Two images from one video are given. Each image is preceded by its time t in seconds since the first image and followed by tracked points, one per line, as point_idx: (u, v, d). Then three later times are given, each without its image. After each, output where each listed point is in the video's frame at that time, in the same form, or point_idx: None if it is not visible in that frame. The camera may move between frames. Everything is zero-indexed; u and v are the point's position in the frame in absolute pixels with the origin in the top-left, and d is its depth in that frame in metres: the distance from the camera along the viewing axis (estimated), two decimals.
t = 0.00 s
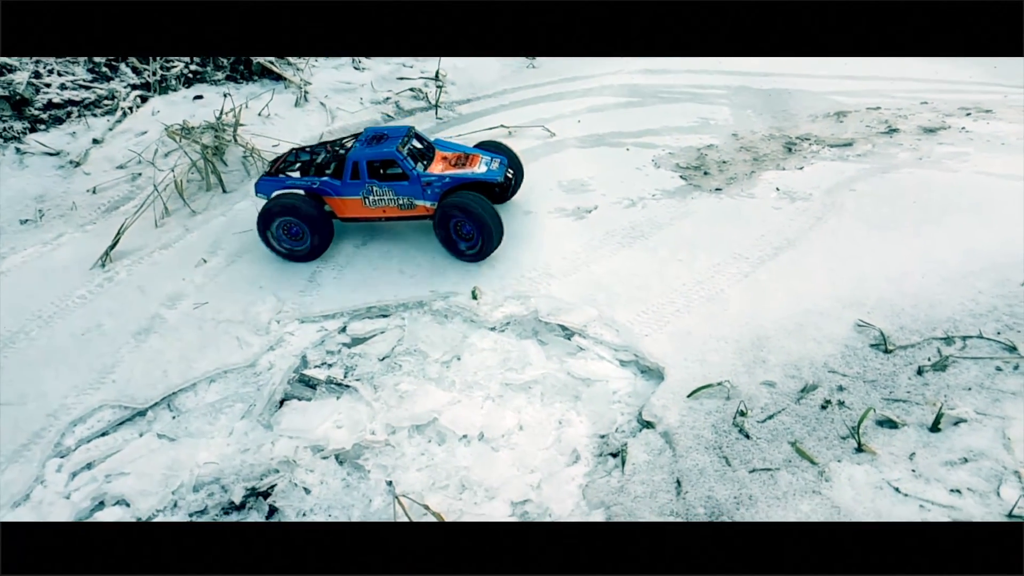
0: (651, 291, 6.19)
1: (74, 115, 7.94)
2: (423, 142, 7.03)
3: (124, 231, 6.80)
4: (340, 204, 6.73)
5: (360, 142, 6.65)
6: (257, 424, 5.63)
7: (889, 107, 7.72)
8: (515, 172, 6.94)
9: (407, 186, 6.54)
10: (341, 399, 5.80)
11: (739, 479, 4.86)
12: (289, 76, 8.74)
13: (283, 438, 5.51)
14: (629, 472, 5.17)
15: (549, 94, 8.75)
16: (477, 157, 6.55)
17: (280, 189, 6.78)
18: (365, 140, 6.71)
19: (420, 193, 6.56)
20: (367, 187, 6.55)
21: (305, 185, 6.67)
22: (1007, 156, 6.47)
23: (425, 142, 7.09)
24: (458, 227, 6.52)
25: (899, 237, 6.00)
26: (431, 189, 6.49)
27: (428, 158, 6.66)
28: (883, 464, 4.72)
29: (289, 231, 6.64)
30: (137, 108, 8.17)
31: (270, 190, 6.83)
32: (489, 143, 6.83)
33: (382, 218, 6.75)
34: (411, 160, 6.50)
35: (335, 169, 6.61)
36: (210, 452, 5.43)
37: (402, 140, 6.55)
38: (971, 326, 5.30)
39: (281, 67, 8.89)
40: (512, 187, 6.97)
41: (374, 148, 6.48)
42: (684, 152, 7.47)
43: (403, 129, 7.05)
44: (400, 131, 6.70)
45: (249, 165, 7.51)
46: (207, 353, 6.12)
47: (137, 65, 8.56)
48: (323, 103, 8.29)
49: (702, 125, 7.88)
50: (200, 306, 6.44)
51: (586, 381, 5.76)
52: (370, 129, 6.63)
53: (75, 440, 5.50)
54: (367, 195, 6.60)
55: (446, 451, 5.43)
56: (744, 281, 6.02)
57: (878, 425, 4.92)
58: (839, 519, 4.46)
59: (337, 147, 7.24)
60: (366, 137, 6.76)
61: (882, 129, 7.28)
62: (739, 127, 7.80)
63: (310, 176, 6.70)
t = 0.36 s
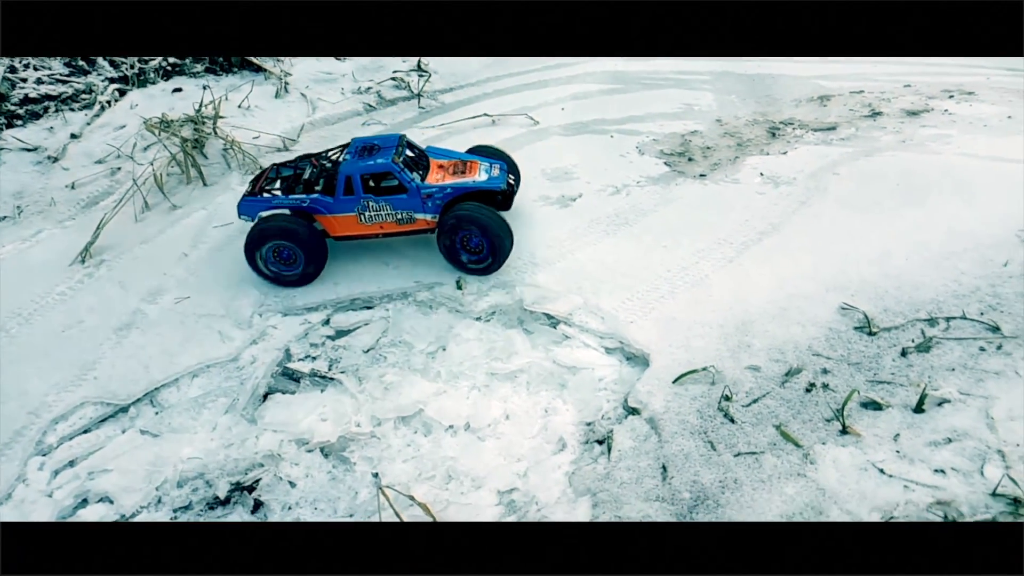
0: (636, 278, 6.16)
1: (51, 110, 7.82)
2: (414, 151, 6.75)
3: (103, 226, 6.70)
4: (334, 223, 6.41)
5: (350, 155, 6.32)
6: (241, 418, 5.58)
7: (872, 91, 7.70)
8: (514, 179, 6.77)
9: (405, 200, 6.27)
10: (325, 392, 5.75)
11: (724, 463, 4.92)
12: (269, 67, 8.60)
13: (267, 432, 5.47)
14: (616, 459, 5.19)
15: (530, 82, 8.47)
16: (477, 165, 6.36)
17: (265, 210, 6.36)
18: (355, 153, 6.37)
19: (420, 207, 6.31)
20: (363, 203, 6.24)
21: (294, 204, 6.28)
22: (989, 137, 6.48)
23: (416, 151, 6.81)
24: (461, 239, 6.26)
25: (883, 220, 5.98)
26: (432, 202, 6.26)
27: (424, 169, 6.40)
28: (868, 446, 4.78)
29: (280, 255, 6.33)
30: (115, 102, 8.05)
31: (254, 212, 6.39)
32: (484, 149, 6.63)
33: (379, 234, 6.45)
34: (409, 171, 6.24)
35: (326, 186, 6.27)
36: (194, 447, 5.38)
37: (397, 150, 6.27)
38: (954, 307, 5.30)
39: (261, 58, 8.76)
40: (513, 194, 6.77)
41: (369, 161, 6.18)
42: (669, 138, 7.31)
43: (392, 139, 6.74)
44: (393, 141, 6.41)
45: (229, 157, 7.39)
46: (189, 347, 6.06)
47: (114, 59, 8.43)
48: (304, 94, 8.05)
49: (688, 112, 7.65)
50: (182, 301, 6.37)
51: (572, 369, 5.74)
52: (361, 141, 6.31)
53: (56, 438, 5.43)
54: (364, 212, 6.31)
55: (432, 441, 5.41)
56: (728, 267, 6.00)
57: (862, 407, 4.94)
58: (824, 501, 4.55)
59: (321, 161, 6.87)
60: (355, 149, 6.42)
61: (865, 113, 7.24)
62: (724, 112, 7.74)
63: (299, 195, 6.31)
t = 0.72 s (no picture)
0: (610, 268, 6.13)
1: (16, 105, 7.66)
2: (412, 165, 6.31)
3: (70, 223, 6.57)
4: (333, 249, 5.99)
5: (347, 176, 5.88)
6: (211, 416, 5.49)
7: (845, 78, 7.69)
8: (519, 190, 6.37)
9: (409, 222, 5.88)
10: (296, 388, 5.67)
11: (696, 451, 4.94)
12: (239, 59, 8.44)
13: (237, 429, 5.38)
14: (589, 449, 5.18)
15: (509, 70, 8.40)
16: (483, 181, 5.98)
17: (257, 239, 5.89)
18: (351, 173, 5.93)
19: (424, 229, 5.95)
20: (363, 227, 5.84)
21: (289, 231, 5.85)
22: (959, 123, 6.50)
23: (415, 165, 6.37)
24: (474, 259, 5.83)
25: (855, 208, 5.97)
26: (438, 223, 5.89)
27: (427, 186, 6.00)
28: (839, 431, 4.80)
29: (276, 289, 5.86)
30: (81, 97, 7.89)
31: (246, 241, 5.92)
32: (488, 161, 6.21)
33: (382, 259, 6.06)
34: (411, 191, 5.83)
35: (323, 210, 5.84)
36: (164, 446, 5.29)
37: (397, 168, 5.85)
38: (925, 292, 5.31)
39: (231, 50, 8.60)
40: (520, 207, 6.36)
41: (368, 183, 5.75)
42: (643, 129, 7.17)
43: (390, 154, 6.28)
44: (391, 158, 5.97)
45: (199, 151, 7.25)
46: (158, 345, 5.95)
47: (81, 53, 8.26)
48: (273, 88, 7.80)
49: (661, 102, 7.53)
50: (150, 298, 6.25)
51: (546, 360, 5.69)
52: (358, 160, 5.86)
53: (22, 439, 5.33)
54: (366, 237, 5.91)
55: (405, 436, 5.36)
56: (701, 256, 5.99)
57: (833, 393, 4.96)
58: (794, 486, 4.59)
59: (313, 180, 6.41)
60: (352, 169, 5.98)
61: (838, 101, 7.21)
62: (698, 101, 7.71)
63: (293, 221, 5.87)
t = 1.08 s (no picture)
0: (580, 263, 6.12)
1: None
2: (416, 181, 5.98)
3: (34, 228, 6.47)
4: (354, 283, 5.63)
5: (357, 205, 5.51)
6: (180, 420, 5.42)
7: (815, 67, 7.67)
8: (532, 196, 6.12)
9: (430, 243, 5.59)
10: (265, 390, 5.61)
11: (666, 441, 4.97)
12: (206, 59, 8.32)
13: (206, 433, 5.32)
14: (561, 443, 5.16)
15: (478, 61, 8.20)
16: (497, 189, 5.72)
17: (272, 286, 5.49)
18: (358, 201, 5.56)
19: (447, 248, 5.64)
20: (385, 257, 5.50)
21: (305, 273, 5.47)
22: (926, 110, 6.51)
23: (417, 181, 6.03)
24: (517, 259, 5.60)
25: (823, 197, 5.97)
26: (461, 240, 5.63)
27: (440, 202, 5.69)
28: (806, 419, 4.84)
29: (309, 339, 5.56)
30: (45, 101, 7.77)
31: (259, 290, 5.52)
32: (495, 168, 5.93)
33: (407, 285, 5.75)
34: (427, 211, 5.52)
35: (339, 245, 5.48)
36: (131, 451, 5.20)
37: (407, 189, 5.52)
38: (892, 279, 5.33)
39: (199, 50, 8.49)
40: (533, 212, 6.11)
41: (382, 210, 5.40)
42: (614, 121, 7.09)
43: (393, 174, 5.91)
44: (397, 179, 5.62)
45: (165, 153, 7.16)
46: (126, 350, 5.87)
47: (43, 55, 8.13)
48: (242, 85, 7.75)
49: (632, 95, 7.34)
50: (117, 302, 6.17)
51: (517, 355, 5.65)
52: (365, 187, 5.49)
53: None
54: (389, 266, 5.57)
55: (377, 435, 5.31)
56: (670, 249, 5.98)
57: (800, 380, 5.01)
58: (762, 474, 4.64)
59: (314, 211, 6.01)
60: (359, 196, 5.59)
61: (807, 89, 7.17)
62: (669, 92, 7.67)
63: (308, 261, 5.49)
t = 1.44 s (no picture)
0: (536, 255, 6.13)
1: None
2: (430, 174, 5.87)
3: None
4: (364, 276, 5.49)
5: (371, 195, 5.42)
6: (126, 421, 5.29)
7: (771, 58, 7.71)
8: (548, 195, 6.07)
9: (445, 236, 5.48)
10: (214, 388, 5.49)
11: (618, 431, 4.98)
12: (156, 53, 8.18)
13: (153, 433, 5.19)
14: (514, 435, 5.10)
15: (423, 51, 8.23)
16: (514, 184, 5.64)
17: (281, 274, 5.37)
18: (373, 190, 5.47)
19: (462, 242, 5.54)
20: (399, 248, 5.39)
21: (316, 262, 5.34)
22: (877, 98, 6.56)
23: (429, 176, 5.95)
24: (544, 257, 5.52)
25: (776, 185, 6.00)
26: (477, 234, 5.52)
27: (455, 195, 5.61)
28: (754, 405, 4.91)
29: (314, 337, 5.49)
30: None
31: (266, 279, 5.38)
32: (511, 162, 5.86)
33: (419, 279, 5.62)
34: (443, 203, 5.44)
35: (351, 235, 5.36)
36: (75, 453, 5.08)
37: (424, 180, 5.44)
38: (841, 265, 5.37)
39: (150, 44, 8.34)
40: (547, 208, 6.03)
41: (396, 199, 5.31)
42: (571, 113, 7.03)
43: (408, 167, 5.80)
44: (413, 171, 5.55)
45: (114, 148, 7.02)
46: (70, 350, 5.72)
47: None
48: (193, 78, 7.77)
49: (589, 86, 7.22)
50: (62, 301, 6.01)
51: (472, 348, 5.58)
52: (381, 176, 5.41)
53: None
54: (403, 258, 5.44)
55: (328, 431, 5.21)
56: (625, 239, 5.98)
57: (748, 367, 5.08)
58: (710, 460, 4.69)
59: (324, 203, 5.89)
60: (374, 186, 5.50)
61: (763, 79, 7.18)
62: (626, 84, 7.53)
63: (318, 251, 5.36)
